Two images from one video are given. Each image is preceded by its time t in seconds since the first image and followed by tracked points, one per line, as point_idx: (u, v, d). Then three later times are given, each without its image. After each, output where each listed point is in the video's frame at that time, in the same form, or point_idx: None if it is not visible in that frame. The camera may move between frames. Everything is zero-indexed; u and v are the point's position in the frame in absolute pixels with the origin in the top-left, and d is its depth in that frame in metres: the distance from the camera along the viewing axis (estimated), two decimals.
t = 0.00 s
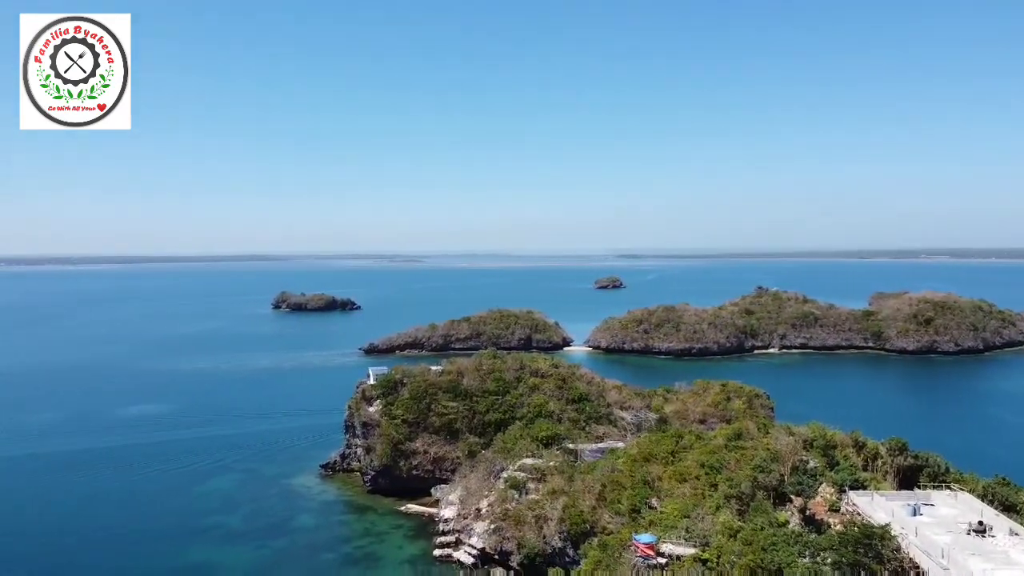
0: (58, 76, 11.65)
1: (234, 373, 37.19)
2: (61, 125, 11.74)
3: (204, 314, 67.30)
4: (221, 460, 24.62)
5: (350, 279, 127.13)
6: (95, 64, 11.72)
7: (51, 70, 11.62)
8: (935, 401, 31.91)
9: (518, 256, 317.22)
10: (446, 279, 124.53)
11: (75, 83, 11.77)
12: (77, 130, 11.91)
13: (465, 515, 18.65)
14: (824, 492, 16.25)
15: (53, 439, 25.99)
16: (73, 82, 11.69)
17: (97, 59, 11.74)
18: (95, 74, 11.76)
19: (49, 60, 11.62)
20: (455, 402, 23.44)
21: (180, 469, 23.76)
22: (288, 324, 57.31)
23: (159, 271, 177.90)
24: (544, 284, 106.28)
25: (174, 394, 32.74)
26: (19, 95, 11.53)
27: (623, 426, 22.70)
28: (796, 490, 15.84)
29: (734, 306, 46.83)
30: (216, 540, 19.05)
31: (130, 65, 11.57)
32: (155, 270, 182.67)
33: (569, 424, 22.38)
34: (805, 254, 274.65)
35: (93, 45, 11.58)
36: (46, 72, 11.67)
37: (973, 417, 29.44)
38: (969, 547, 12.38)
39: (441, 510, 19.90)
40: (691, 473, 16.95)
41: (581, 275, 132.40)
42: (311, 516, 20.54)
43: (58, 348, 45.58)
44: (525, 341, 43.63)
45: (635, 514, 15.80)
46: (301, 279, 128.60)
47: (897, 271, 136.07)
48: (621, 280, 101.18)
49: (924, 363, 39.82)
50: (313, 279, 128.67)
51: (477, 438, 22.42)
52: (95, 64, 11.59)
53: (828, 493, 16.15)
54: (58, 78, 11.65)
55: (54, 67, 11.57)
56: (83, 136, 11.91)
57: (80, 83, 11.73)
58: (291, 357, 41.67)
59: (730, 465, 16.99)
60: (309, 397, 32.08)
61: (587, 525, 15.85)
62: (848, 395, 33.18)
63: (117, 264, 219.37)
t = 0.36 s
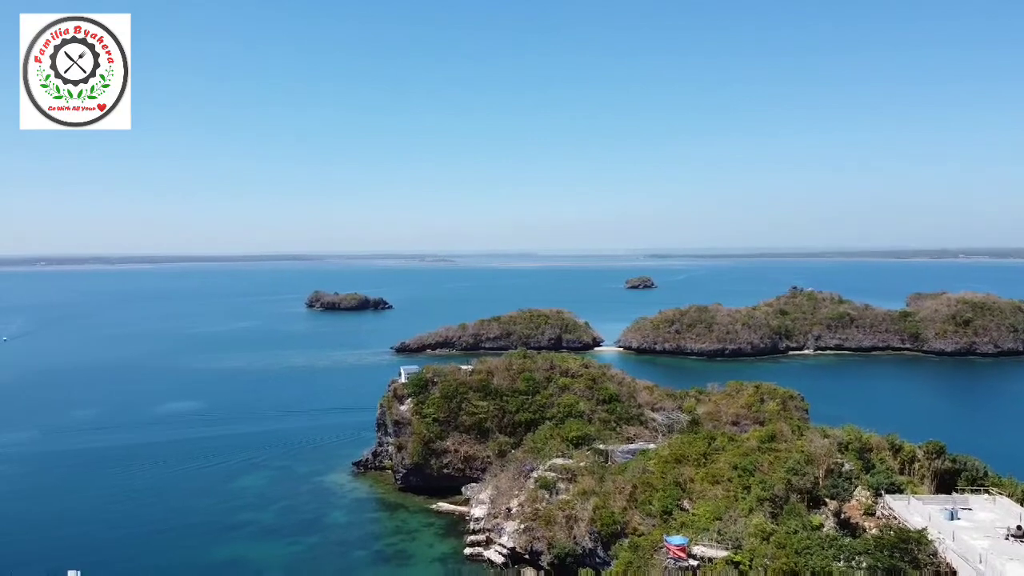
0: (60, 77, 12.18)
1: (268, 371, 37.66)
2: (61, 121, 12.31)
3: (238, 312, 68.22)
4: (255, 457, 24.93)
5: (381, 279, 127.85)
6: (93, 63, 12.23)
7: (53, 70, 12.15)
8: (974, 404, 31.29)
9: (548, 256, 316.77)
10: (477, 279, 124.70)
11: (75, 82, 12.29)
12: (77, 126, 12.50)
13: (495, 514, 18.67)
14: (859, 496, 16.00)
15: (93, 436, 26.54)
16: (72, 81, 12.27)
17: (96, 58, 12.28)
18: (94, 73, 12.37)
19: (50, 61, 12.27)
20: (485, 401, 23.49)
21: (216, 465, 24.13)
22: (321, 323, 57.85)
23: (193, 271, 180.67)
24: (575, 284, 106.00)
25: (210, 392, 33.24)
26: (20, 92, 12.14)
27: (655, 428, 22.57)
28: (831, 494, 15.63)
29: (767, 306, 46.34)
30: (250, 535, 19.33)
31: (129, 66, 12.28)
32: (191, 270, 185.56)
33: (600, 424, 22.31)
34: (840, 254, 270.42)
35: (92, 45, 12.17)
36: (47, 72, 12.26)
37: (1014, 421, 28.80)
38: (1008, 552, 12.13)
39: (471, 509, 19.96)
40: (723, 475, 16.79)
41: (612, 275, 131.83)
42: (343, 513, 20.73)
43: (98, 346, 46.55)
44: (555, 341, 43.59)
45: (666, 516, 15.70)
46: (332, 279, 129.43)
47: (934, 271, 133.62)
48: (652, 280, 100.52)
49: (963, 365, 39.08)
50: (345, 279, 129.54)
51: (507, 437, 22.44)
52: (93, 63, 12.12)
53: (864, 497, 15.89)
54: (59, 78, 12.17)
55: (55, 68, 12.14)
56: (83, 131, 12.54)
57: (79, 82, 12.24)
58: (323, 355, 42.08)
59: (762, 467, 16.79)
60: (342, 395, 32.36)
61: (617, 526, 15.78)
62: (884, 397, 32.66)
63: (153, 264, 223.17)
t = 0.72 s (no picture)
0: (59, 77, 12.00)
1: (294, 369, 38.00)
2: (61, 122, 12.12)
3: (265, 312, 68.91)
4: (282, 455, 25.16)
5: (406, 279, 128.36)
6: (93, 63, 12.04)
7: (53, 70, 11.98)
8: (1006, 406, 30.78)
9: (573, 255, 315.92)
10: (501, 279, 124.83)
11: (76, 82, 12.12)
12: (77, 127, 12.30)
13: (519, 514, 18.67)
14: (887, 499, 15.79)
15: (123, 433, 26.93)
16: (72, 81, 12.07)
17: (97, 59, 12.06)
18: (96, 74, 12.18)
19: (50, 60, 12.03)
20: (509, 401, 23.50)
21: (243, 463, 24.37)
22: (346, 323, 58.23)
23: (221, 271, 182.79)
24: (599, 284, 105.68)
25: (237, 390, 33.60)
26: (20, 92, 11.94)
27: (680, 429, 22.43)
28: (858, 496, 15.45)
29: (794, 307, 45.89)
30: (277, 532, 19.50)
31: (131, 68, 12.01)
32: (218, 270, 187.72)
33: (624, 425, 22.24)
34: (870, 254, 266.59)
35: (93, 45, 11.96)
36: (47, 72, 12.05)
37: None
38: None
39: (495, 508, 19.99)
40: (749, 477, 16.64)
41: (636, 275, 131.31)
42: (368, 511, 20.87)
43: (128, 345, 47.26)
44: (579, 341, 43.49)
45: (691, 518, 15.60)
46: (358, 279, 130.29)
47: (964, 271, 131.65)
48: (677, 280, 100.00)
49: (994, 367, 38.49)
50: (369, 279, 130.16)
51: (531, 437, 22.44)
52: (94, 64, 11.92)
53: (892, 500, 15.68)
54: (59, 79, 12.00)
55: (55, 68, 11.96)
56: (83, 132, 12.36)
57: (80, 83, 12.07)
58: (348, 354, 42.38)
59: (790, 470, 16.61)
60: (367, 394, 32.56)
61: (642, 527, 15.73)
62: (913, 399, 32.23)
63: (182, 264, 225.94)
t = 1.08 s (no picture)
0: (59, 77, 11.99)
1: (320, 368, 38.30)
2: (62, 122, 12.12)
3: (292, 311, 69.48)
4: (308, 452, 25.37)
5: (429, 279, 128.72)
6: (93, 64, 12.04)
7: (52, 71, 11.97)
8: None
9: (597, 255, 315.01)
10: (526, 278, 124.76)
11: (75, 83, 12.11)
12: (77, 126, 12.30)
13: (543, 514, 18.66)
14: (917, 502, 15.56)
15: (152, 430, 27.30)
16: (72, 81, 12.08)
17: (97, 59, 12.08)
18: (96, 74, 12.21)
19: (50, 60, 12.06)
20: (533, 400, 23.49)
21: (269, 460, 24.61)
22: (371, 322, 58.57)
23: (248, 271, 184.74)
24: (623, 283, 105.32)
25: (265, 388, 33.93)
26: (20, 93, 11.97)
27: (705, 430, 22.28)
28: (887, 500, 15.24)
29: (822, 307, 45.39)
30: (304, 529, 19.68)
31: (132, 68, 12.03)
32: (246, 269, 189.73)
33: (649, 426, 22.15)
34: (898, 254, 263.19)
35: (92, 45, 11.95)
36: (47, 72, 12.07)
37: None
38: None
39: (520, 508, 20.00)
40: (776, 479, 16.47)
41: (661, 275, 130.67)
42: (394, 508, 21.00)
43: (158, 343, 47.93)
44: (604, 341, 43.34)
45: (717, 520, 15.48)
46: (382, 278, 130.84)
47: (996, 271, 129.45)
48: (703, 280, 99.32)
49: None
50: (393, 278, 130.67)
51: (555, 437, 22.41)
52: (93, 64, 11.93)
53: (922, 503, 15.45)
54: (59, 79, 12.00)
55: (55, 68, 11.95)
56: (83, 133, 12.36)
57: (79, 83, 12.06)
58: (374, 353, 42.62)
59: (817, 472, 16.43)
60: (393, 393, 32.72)
61: (667, 529, 15.66)
62: (944, 401, 31.79)
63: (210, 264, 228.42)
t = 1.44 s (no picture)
0: (58, 77, 12.13)
1: (352, 366, 38.60)
2: (61, 122, 12.29)
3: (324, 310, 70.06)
4: (339, 450, 25.57)
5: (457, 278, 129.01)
6: (93, 63, 12.19)
7: (52, 71, 12.10)
8: None
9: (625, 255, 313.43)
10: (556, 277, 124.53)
11: (75, 83, 12.25)
12: (76, 126, 12.45)
13: (573, 514, 18.61)
14: (953, 507, 15.26)
15: (187, 427, 27.72)
16: (72, 81, 12.23)
17: (96, 59, 12.20)
18: (95, 75, 12.35)
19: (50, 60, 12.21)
20: (562, 400, 23.43)
21: (302, 457, 24.86)
22: (402, 321, 58.89)
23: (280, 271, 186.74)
24: (653, 283, 104.67)
25: (297, 386, 34.28)
26: (22, 93, 12.11)
27: (737, 432, 22.05)
28: (923, 504, 14.97)
29: (857, 308, 44.72)
30: (335, 527, 19.83)
31: (132, 68, 12.19)
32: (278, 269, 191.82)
33: (680, 427, 21.99)
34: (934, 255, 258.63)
35: (93, 46, 12.09)
36: (48, 72, 12.22)
37: None
38: None
39: (549, 508, 19.96)
40: (809, 482, 16.24)
41: (692, 275, 129.70)
42: (424, 506, 21.09)
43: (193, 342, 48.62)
44: (634, 341, 43.07)
45: (749, 523, 15.31)
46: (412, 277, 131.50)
47: None
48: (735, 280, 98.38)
49: None
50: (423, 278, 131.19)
51: (585, 438, 22.34)
52: (92, 63, 12.08)
53: (959, 507, 15.16)
54: (58, 79, 12.14)
55: (54, 68, 12.09)
56: (81, 130, 12.49)
57: (79, 83, 12.21)
58: (404, 352, 42.84)
59: (851, 475, 16.18)
60: (423, 392, 32.88)
61: (698, 531, 15.54)
62: (982, 404, 31.17)
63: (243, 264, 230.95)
